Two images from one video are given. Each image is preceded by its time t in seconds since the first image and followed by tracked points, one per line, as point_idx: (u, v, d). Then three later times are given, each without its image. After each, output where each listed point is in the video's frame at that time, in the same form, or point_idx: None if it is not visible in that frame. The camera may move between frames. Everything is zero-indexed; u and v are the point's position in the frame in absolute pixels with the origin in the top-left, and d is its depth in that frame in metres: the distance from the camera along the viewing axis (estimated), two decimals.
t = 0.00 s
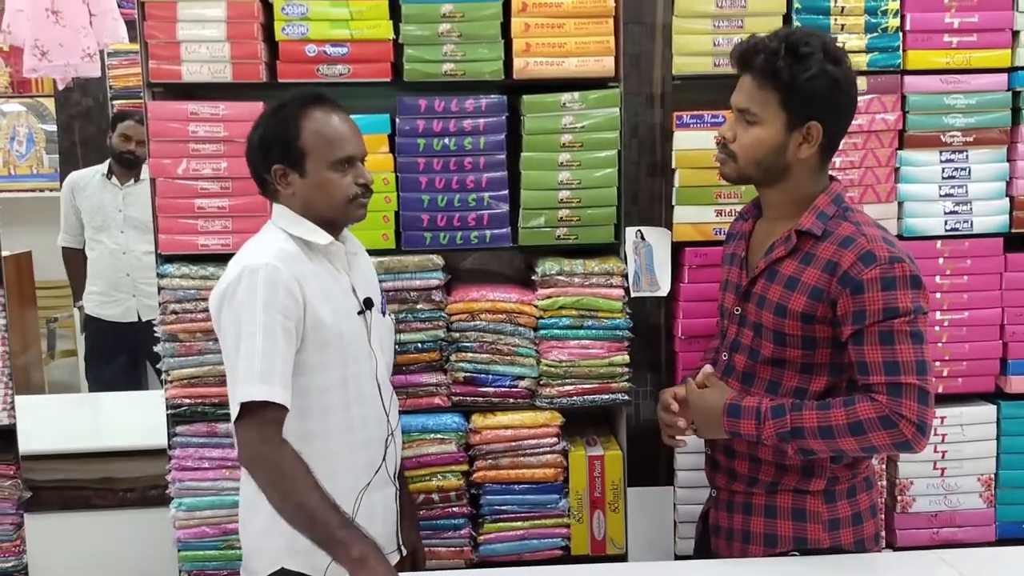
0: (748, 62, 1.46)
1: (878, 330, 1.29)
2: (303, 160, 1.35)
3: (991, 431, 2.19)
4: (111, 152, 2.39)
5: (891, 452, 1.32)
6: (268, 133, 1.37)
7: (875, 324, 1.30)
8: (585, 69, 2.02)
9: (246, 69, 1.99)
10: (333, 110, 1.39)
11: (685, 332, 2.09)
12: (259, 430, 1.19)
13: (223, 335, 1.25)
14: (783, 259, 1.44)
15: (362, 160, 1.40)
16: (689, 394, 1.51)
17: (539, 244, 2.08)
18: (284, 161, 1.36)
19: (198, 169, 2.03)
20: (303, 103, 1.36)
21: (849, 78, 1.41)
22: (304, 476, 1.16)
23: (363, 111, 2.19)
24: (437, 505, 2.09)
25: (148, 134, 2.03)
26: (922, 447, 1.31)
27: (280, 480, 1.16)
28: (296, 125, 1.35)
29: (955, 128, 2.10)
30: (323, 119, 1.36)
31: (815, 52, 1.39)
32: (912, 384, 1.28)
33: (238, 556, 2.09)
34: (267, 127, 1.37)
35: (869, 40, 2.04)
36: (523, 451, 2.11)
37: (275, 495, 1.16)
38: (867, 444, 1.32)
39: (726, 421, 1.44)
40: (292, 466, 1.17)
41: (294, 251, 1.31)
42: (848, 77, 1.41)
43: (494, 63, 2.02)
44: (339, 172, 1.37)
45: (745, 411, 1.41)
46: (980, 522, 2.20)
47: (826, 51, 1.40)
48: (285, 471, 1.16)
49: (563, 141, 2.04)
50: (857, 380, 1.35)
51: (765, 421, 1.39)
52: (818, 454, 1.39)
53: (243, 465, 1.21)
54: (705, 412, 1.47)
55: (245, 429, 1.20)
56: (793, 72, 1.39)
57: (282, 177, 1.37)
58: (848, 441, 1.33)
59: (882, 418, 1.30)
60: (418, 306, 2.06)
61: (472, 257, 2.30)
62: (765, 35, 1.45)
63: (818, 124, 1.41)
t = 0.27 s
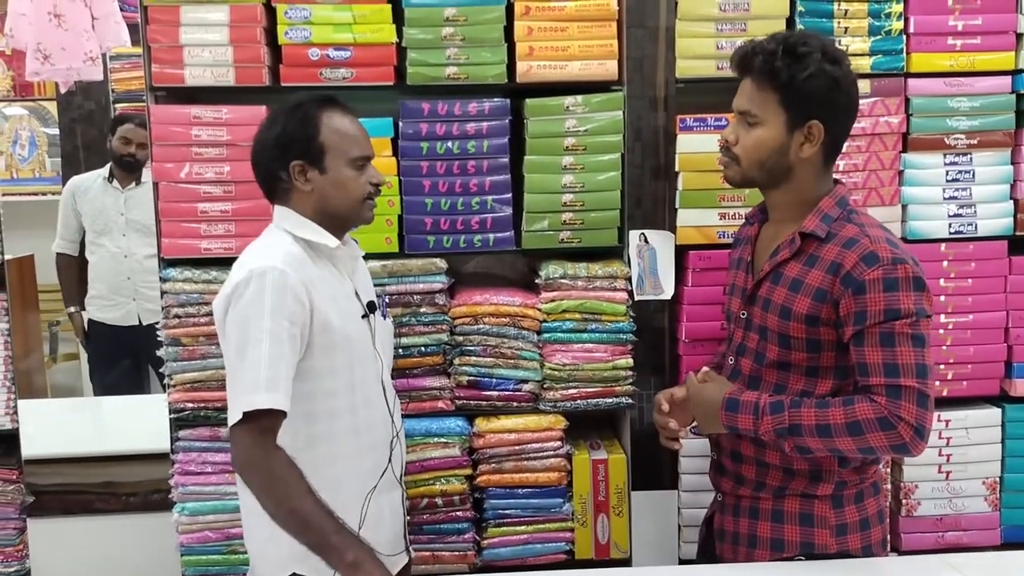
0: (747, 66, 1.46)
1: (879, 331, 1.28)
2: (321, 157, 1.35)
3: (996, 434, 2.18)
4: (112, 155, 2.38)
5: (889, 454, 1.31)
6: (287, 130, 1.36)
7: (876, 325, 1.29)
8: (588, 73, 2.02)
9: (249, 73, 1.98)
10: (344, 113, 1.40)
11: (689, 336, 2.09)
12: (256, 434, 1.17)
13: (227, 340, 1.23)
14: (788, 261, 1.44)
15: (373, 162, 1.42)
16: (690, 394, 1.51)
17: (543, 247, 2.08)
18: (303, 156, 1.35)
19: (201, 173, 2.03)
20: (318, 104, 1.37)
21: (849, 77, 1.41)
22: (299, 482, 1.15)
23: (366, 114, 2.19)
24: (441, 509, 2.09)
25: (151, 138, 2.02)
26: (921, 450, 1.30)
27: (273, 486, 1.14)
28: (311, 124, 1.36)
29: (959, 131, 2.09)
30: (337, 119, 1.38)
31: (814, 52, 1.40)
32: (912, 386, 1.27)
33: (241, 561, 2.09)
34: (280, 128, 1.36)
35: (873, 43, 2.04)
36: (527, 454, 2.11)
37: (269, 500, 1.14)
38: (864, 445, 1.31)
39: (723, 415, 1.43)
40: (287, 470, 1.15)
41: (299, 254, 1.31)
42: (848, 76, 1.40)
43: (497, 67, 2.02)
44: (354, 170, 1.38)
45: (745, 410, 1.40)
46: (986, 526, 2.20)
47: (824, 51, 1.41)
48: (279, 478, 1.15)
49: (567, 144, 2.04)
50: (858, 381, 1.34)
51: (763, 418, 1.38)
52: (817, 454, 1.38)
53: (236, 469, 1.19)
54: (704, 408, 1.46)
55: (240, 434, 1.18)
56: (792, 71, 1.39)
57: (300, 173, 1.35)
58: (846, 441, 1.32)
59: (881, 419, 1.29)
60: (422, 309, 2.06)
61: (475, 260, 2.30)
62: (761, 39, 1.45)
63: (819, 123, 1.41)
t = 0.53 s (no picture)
0: (753, 64, 1.46)
1: (888, 329, 1.28)
2: (330, 157, 1.33)
3: (1001, 433, 2.17)
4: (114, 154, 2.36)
5: (900, 452, 1.30)
6: (297, 129, 1.33)
7: (885, 323, 1.28)
8: (592, 71, 2.01)
9: (251, 71, 1.97)
10: (354, 113, 1.39)
11: (693, 335, 2.09)
12: (267, 435, 1.16)
13: (229, 340, 1.22)
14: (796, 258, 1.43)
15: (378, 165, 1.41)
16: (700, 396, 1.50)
17: (547, 246, 2.07)
18: (312, 159, 1.33)
19: (204, 172, 2.02)
20: (330, 103, 1.36)
21: (855, 73, 1.40)
22: (313, 482, 1.14)
23: (369, 113, 2.18)
24: (445, 509, 2.09)
25: (153, 137, 2.02)
26: (931, 448, 1.29)
27: (287, 487, 1.13)
28: (322, 124, 1.33)
29: (964, 129, 2.09)
30: (348, 119, 1.37)
31: (820, 49, 1.40)
32: (922, 383, 1.26)
33: (244, 561, 2.08)
34: (290, 125, 1.33)
35: (878, 40, 2.03)
36: (531, 454, 2.11)
37: (284, 502, 1.13)
38: (875, 443, 1.30)
39: (733, 416, 1.42)
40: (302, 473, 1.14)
41: (301, 253, 1.30)
42: (854, 72, 1.40)
43: (501, 65, 2.01)
44: (361, 173, 1.37)
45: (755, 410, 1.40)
46: (991, 524, 2.19)
47: (830, 48, 1.41)
48: (292, 480, 1.13)
49: (571, 143, 2.03)
50: (867, 379, 1.34)
51: (773, 416, 1.38)
52: (826, 453, 1.37)
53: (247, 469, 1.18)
54: (713, 409, 1.45)
55: (253, 435, 1.16)
56: (799, 69, 1.39)
57: (308, 174, 1.34)
58: (856, 440, 1.31)
59: (891, 417, 1.28)
60: (425, 308, 2.05)
61: (479, 259, 2.29)
62: (766, 37, 1.45)
63: (827, 120, 1.40)
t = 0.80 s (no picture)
0: (752, 63, 1.45)
1: (891, 324, 1.28)
2: (328, 157, 1.32)
3: (1000, 430, 2.17)
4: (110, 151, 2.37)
5: (905, 447, 1.30)
6: (297, 125, 1.33)
7: (888, 319, 1.28)
8: (591, 67, 2.00)
9: (248, 67, 1.96)
10: (354, 114, 1.38)
11: (693, 332, 2.08)
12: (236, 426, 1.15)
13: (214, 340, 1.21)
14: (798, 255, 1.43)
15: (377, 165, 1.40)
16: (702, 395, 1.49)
17: (546, 243, 2.06)
18: (309, 153, 1.32)
19: (200, 169, 2.00)
20: (332, 102, 1.35)
21: (855, 73, 1.39)
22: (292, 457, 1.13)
23: (367, 109, 2.17)
24: (443, 508, 2.08)
25: (149, 133, 2.00)
26: (937, 442, 1.29)
27: (264, 468, 1.12)
28: (322, 121, 1.33)
29: (963, 126, 2.08)
30: (348, 120, 1.36)
31: (818, 50, 1.38)
32: (927, 378, 1.26)
33: (242, 560, 2.07)
34: (290, 121, 1.33)
35: (877, 37, 2.03)
36: (530, 452, 2.10)
37: (265, 484, 1.13)
38: (881, 439, 1.30)
39: (738, 413, 1.42)
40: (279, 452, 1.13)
41: (292, 252, 1.28)
42: (853, 72, 1.39)
43: (500, 61, 2.00)
44: (359, 174, 1.36)
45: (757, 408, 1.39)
46: (990, 522, 2.19)
47: (829, 48, 1.40)
48: (267, 458, 1.13)
49: (570, 140, 2.03)
50: (871, 374, 1.33)
51: (777, 413, 1.37)
52: (831, 449, 1.37)
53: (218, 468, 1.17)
54: (717, 409, 1.45)
55: (224, 427, 1.15)
56: (797, 70, 1.38)
57: (305, 169, 1.33)
58: (861, 435, 1.31)
59: (896, 412, 1.28)
60: (423, 306, 2.05)
61: (477, 257, 2.29)
62: (761, 39, 1.44)
63: (825, 121, 1.39)
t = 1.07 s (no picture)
0: (753, 58, 1.45)
1: (898, 324, 1.27)
2: (324, 152, 1.31)
3: (1000, 426, 2.18)
4: (104, 147, 2.33)
5: (910, 447, 1.29)
6: (291, 121, 1.32)
7: (896, 318, 1.28)
8: (592, 63, 1.99)
9: (247, 63, 1.95)
10: (352, 110, 1.37)
11: (694, 329, 2.07)
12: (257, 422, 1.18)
13: (218, 343, 1.22)
14: (805, 253, 1.43)
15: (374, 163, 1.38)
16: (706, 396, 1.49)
17: (547, 240, 2.06)
18: (302, 151, 1.31)
19: (199, 165, 1.99)
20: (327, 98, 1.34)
21: (855, 61, 1.40)
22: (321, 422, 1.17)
23: (366, 106, 2.16)
24: (444, 505, 2.07)
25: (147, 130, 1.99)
26: (942, 443, 1.29)
27: (303, 444, 1.16)
28: (317, 118, 1.32)
29: (963, 122, 2.08)
30: (344, 116, 1.34)
31: (818, 38, 1.39)
32: (933, 378, 1.26)
33: (242, 558, 2.06)
34: (286, 117, 1.32)
35: (878, 33, 2.02)
36: (531, 449, 2.09)
37: (315, 456, 1.16)
38: (885, 440, 1.30)
39: (742, 412, 1.41)
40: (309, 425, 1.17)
41: (289, 252, 1.28)
42: (853, 60, 1.39)
43: (500, 57, 1.99)
44: (354, 171, 1.34)
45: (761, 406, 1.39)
46: (990, 518, 2.19)
47: (829, 37, 1.40)
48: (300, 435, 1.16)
49: (570, 136, 2.02)
50: (876, 374, 1.33)
51: (781, 412, 1.37)
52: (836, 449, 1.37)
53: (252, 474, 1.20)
54: (720, 409, 1.45)
55: (249, 428, 1.18)
56: (797, 58, 1.39)
57: (298, 168, 1.32)
58: (865, 435, 1.31)
59: (901, 413, 1.27)
60: (424, 303, 2.04)
61: (476, 254, 2.28)
62: (764, 30, 1.45)
63: (829, 109, 1.39)
